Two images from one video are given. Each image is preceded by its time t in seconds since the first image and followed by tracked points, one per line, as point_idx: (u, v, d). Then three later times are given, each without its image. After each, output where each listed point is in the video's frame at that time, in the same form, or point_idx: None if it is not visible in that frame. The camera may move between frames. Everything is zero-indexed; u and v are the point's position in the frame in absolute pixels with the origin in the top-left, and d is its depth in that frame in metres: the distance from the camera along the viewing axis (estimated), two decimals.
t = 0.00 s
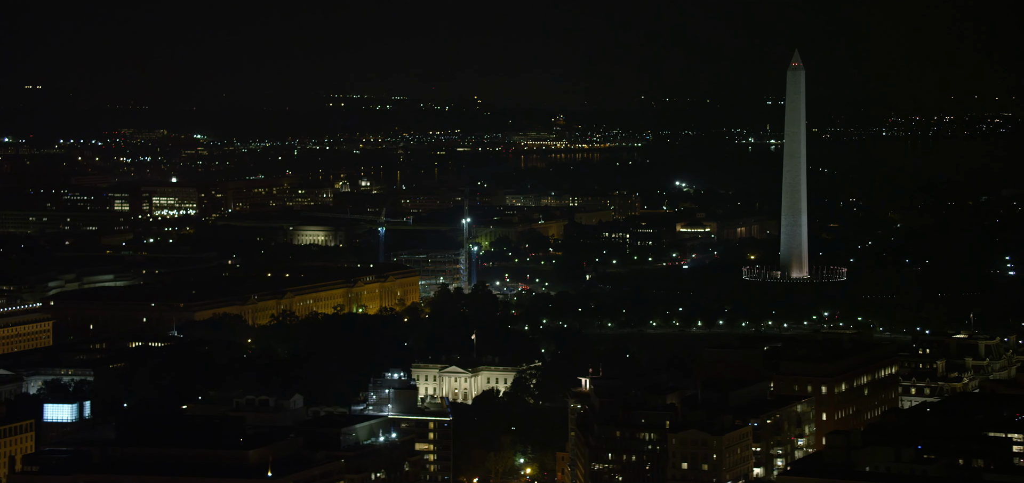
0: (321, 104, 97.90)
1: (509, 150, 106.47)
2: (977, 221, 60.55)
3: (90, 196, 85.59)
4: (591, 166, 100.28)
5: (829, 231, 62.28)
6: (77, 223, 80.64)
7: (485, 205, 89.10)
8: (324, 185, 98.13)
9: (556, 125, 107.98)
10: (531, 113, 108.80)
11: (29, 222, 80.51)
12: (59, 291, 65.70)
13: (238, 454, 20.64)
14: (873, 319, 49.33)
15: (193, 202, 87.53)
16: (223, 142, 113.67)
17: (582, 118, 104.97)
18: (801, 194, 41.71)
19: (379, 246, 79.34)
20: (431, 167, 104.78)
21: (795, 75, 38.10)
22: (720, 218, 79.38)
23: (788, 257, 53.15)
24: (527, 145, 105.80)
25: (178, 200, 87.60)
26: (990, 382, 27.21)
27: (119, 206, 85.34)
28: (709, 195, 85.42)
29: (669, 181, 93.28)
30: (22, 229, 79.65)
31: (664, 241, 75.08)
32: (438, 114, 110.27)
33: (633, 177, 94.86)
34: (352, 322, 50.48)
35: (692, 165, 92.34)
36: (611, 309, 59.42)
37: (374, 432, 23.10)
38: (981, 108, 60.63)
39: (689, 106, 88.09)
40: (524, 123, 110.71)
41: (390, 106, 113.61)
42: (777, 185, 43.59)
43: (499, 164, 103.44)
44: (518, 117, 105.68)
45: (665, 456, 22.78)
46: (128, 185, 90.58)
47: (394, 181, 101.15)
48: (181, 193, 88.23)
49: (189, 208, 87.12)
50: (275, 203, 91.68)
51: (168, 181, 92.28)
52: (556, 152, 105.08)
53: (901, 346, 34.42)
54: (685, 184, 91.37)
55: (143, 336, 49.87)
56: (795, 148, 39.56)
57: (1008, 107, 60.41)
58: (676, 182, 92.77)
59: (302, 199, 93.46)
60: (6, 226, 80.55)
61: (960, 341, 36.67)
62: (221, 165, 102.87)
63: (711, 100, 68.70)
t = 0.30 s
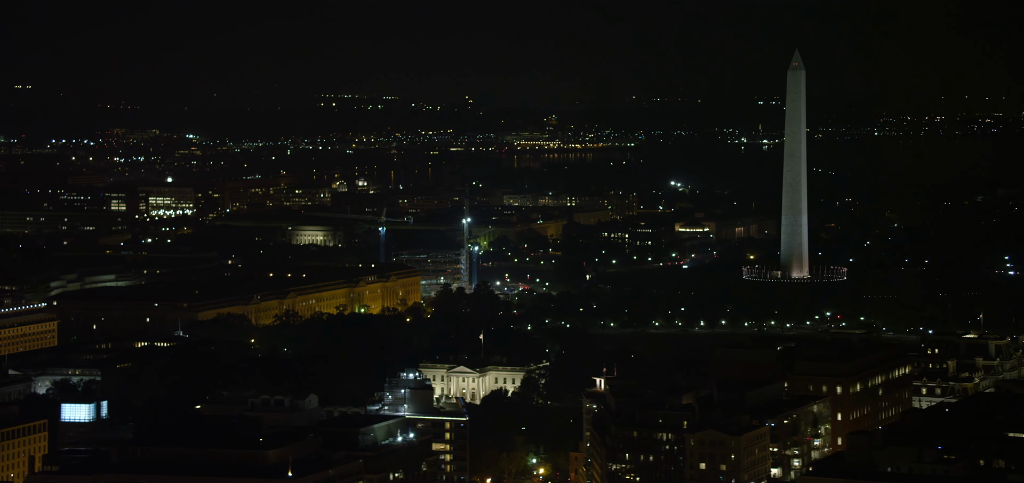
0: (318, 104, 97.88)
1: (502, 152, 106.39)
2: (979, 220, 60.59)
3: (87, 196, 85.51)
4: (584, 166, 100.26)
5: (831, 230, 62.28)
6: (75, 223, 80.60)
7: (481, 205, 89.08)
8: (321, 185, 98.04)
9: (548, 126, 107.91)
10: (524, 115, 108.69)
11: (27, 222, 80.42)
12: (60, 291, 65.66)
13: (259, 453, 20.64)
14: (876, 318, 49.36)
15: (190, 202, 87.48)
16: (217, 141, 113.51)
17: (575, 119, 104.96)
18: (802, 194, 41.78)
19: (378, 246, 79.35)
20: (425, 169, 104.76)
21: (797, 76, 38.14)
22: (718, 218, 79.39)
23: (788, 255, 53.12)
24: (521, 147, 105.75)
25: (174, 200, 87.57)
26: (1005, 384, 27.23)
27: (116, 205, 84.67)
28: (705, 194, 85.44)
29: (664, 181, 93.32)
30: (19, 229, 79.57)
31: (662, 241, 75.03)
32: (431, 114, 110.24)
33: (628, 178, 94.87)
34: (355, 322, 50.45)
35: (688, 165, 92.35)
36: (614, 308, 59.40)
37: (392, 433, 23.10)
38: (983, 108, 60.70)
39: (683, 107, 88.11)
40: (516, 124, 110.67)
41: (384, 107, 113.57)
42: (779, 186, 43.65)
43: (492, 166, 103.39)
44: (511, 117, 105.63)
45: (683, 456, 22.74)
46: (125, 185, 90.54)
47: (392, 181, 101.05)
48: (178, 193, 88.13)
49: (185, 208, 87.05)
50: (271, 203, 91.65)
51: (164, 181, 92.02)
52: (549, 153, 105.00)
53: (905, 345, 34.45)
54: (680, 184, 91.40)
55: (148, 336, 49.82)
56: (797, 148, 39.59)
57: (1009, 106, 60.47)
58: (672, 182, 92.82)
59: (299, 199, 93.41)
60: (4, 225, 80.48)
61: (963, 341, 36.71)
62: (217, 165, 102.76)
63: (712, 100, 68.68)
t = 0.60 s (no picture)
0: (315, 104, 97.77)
1: (496, 153, 106.22)
2: (980, 219, 60.57)
3: (83, 196, 85.37)
4: (577, 166, 100.14)
5: (834, 231, 62.25)
6: (71, 223, 80.50)
7: (478, 204, 89.00)
8: (318, 185, 97.93)
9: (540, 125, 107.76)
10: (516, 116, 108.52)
11: (22, 222, 80.32)
12: (59, 291, 65.58)
13: (278, 453, 20.64)
14: (878, 319, 49.34)
15: (186, 202, 87.42)
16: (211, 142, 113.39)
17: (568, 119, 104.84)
18: (801, 194, 41.81)
19: (376, 246, 79.31)
20: (420, 169, 104.64)
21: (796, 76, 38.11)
22: (716, 218, 79.35)
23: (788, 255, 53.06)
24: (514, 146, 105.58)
25: (170, 199, 87.42)
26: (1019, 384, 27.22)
27: (111, 206, 84.99)
28: (702, 194, 85.45)
29: (658, 180, 93.38)
30: (16, 229, 79.47)
31: (660, 241, 75.01)
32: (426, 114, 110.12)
33: (623, 177, 94.80)
34: (357, 323, 50.42)
35: (683, 165, 92.41)
36: (616, 308, 59.37)
37: (409, 432, 23.07)
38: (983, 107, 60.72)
39: (678, 106, 88.02)
40: (510, 124, 110.53)
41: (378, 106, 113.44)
42: (779, 185, 43.69)
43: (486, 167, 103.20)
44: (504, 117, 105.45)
45: (700, 456, 22.69)
46: (121, 185, 90.38)
47: (388, 181, 100.99)
48: (174, 193, 88.04)
49: (181, 208, 86.97)
50: (268, 203, 91.51)
51: (159, 181, 91.83)
52: (543, 153, 104.82)
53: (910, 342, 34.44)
54: (674, 184, 91.45)
55: (151, 335, 49.79)
56: (797, 148, 39.58)
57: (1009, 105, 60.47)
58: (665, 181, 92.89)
59: (296, 199, 93.28)
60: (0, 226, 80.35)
61: (965, 342, 36.70)
62: (214, 165, 102.66)
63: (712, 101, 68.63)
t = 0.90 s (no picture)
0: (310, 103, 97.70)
1: (487, 154, 106.21)
2: (978, 218, 60.55)
3: (78, 196, 85.27)
4: (568, 167, 100.20)
5: (835, 231, 62.22)
6: (66, 223, 80.44)
7: (473, 205, 88.97)
8: (313, 185, 97.82)
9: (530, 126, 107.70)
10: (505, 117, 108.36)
11: (17, 222, 80.23)
12: (59, 291, 65.52)
13: (299, 454, 20.63)
14: (879, 319, 49.30)
15: (180, 202, 87.37)
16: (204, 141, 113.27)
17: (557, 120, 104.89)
18: (800, 195, 41.78)
19: (373, 245, 79.27)
20: (411, 169, 104.68)
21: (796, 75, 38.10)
22: (713, 217, 79.36)
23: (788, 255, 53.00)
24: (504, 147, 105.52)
25: (164, 200, 87.34)
26: None
27: (106, 205, 84.98)
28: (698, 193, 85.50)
29: (651, 180, 93.44)
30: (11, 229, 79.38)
31: (658, 241, 74.97)
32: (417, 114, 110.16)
33: (616, 178, 94.85)
34: (358, 323, 50.38)
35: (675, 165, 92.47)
36: (616, 309, 59.32)
37: (428, 433, 23.06)
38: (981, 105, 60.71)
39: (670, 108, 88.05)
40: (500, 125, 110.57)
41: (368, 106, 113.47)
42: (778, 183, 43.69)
43: (476, 167, 103.17)
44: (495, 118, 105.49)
45: (718, 457, 22.64)
46: (115, 185, 90.34)
47: (383, 180, 100.95)
48: (168, 193, 87.98)
49: (176, 208, 86.93)
50: (264, 203, 91.42)
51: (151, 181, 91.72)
52: (533, 153, 104.78)
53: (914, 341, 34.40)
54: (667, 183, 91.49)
55: (155, 335, 49.76)
56: (797, 148, 39.55)
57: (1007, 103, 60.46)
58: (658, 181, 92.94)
59: (291, 199, 93.23)
60: None
61: (966, 343, 36.68)
62: (209, 164, 102.57)
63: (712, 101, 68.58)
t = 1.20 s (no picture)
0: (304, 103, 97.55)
1: (475, 152, 106.24)
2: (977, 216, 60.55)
3: (71, 196, 85.15)
4: (558, 166, 100.19)
5: (835, 230, 62.22)
6: (59, 223, 80.38)
7: (467, 205, 88.88)
8: (306, 185, 97.68)
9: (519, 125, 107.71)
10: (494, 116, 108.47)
11: (11, 222, 80.16)
12: (58, 291, 65.48)
13: (316, 454, 20.65)
14: (878, 319, 49.28)
15: (173, 201, 87.31)
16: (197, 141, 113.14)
17: (545, 119, 104.94)
18: (797, 195, 41.76)
19: (369, 245, 79.22)
20: (401, 168, 104.62)
21: (793, 75, 38.08)
22: (708, 217, 79.41)
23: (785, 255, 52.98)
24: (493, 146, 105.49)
25: (157, 200, 87.24)
26: None
27: (99, 206, 85.07)
28: (691, 194, 85.54)
29: (643, 180, 93.46)
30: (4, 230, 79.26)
31: (653, 241, 74.94)
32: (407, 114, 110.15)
33: (607, 178, 94.85)
34: (358, 323, 50.36)
35: (667, 164, 92.50)
36: (615, 309, 59.30)
37: (443, 433, 23.08)
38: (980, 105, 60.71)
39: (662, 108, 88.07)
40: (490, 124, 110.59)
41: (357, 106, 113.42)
42: (778, 183, 43.67)
43: (465, 167, 103.13)
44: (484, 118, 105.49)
45: (732, 459, 22.66)
46: (107, 185, 90.15)
47: (375, 180, 100.86)
48: (162, 192, 87.93)
49: (168, 208, 86.85)
50: (257, 202, 91.24)
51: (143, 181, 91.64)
52: (521, 152, 104.80)
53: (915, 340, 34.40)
54: (659, 184, 91.51)
55: (156, 335, 49.72)
56: (793, 147, 39.52)
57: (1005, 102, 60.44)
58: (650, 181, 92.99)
59: (284, 199, 93.09)
60: None
61: (964, 342, 36.68)
62: (202, 163, 102.45)
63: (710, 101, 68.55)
